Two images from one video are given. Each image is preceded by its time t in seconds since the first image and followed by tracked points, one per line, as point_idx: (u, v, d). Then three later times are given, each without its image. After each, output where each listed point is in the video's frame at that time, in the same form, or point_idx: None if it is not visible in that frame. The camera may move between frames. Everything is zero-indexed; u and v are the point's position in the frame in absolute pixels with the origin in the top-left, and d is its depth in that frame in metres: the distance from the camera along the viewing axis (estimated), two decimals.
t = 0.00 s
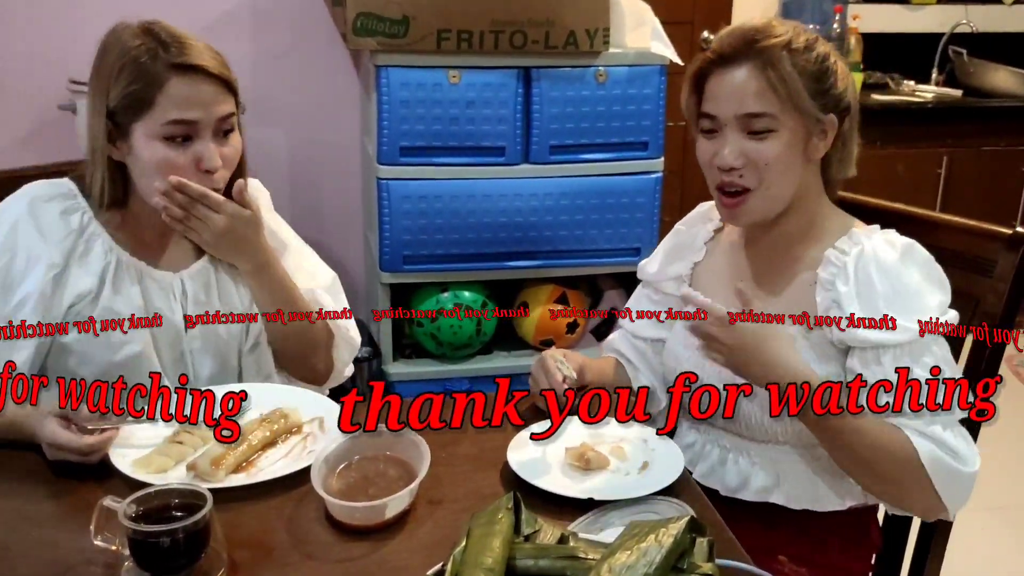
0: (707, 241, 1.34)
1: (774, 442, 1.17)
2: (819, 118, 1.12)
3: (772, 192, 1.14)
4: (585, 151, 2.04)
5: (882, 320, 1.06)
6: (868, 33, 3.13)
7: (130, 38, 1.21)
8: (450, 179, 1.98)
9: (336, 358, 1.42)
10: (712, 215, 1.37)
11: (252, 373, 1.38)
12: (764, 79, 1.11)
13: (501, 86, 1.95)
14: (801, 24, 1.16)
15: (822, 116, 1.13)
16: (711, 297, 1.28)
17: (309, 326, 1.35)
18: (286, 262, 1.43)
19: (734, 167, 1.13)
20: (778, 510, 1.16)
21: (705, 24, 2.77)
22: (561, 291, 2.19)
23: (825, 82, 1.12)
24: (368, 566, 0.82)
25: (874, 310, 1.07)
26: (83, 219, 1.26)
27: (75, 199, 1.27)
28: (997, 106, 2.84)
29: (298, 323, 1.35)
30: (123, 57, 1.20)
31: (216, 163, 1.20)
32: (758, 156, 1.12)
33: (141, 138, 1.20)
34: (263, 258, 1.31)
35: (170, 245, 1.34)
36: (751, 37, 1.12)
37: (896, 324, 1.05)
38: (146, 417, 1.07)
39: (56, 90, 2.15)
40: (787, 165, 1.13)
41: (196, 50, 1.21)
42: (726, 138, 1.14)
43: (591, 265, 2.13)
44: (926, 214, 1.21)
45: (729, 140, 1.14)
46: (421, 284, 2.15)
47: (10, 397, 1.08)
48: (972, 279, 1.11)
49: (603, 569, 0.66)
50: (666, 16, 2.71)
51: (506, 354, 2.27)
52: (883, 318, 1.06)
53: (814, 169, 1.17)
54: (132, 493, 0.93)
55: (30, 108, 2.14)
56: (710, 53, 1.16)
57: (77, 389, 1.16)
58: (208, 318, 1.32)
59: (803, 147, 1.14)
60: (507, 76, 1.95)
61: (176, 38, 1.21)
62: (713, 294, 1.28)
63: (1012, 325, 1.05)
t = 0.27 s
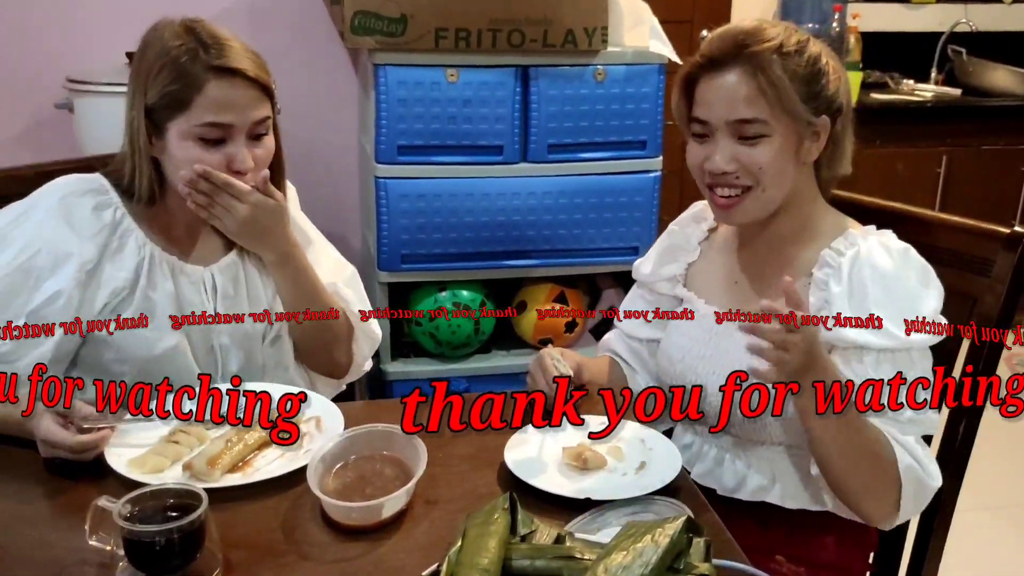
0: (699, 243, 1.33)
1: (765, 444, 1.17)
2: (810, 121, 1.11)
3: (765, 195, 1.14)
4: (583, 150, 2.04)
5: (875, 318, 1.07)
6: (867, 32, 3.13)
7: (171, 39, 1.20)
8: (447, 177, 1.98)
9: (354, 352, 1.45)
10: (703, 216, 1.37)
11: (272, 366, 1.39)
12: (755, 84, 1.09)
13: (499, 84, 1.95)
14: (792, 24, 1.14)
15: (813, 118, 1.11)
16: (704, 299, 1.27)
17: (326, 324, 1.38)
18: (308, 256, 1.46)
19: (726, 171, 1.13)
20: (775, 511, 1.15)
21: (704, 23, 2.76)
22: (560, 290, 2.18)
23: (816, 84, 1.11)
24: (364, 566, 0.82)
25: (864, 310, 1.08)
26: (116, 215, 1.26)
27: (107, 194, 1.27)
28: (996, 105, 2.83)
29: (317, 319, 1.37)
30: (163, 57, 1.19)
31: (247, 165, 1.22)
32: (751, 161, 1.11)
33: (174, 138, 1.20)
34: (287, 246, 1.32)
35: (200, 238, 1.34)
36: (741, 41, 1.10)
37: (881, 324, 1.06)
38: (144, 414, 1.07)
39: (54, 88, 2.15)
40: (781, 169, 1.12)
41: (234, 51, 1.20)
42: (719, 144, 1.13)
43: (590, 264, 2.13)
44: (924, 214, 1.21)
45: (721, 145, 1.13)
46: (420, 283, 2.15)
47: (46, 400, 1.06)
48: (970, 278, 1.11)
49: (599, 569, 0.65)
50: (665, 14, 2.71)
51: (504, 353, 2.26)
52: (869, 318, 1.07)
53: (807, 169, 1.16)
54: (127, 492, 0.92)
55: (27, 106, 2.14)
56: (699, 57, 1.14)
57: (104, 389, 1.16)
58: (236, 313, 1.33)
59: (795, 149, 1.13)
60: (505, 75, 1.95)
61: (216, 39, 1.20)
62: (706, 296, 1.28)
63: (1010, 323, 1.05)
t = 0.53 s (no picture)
0: (704, 243, 1.33)
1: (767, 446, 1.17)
2: (819, 126, 1.11)
3: (772, 203, 1.13)
4: (583, 150, 2.04)
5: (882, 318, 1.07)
6: (866, 33, 3.13)
7: (162, 35, 1.20)
8: (448, 178, 1.98)
9: (353, 341, 1.44)
10: (705, 217, 1.37)
11: (269, 359, 1.40)
12: (761, 93, 1.08)
13: (498, 84, 1.95)
14: (794, 32, 1.14)
15: (820, 125, 1.11)
16: (709, 300, 1.27)
17: (314, 324, 1.37)
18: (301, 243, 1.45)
19: (735, 180, 1.12)
20: (775, 511, 1.15)
21: (703, 23, 2.77)
22: (559, 290, 2.19)
23: (821, 91, 1.11)
24: (365, 565, 0.82)
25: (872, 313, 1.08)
26: (103, 216, 1.26)
27: (92, 195, 1.26)
28: (994, 105, 2.84)
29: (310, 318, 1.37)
30: (154, 52, 1.19)
31: (237, 163, 1.21)
32: (760, 170, 1.10)
33: (165, 135, 1.19)
34: (288, 236, 1.33)
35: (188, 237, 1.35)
36: (744, 51, 1.10)
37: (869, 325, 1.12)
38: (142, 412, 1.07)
39: (53, 87, 2.14)
40: (788, 177, 1.11)
41: (225, 49, 1.20)
42: (724, 154, 1.12)
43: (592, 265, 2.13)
44: (923, 215, 1.21)
45: (728, 156, 1.12)
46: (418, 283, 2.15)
47: (80, 404, 1.08)
48: (969, 279, 1.11)
49: (600, 569, 0.65)
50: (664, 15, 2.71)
51: (503, 353, 2.26)
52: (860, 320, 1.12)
53: (814, 177, 1.16)
54: (128, 492, 0.92)
55: (26, 104, 2.14)
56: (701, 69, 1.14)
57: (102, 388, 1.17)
58: (230, 308, 1.35)
59: (803, 157, 1.12)
60: (505, 75, 1.95)
61: (205, 35, 1.20)
62: (711, 296, 1.27)
63: (1009, 323, 1.05)
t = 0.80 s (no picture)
0: (707, 249, 1.33)
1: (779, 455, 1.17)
2: (821, 139, 1.09)
3: (775, 216, 1.11)
4: (582, 150, 2.04)
5: (886, 318, 1.06)
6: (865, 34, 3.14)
7: (132, 35, 1.20)
8: (447, 178, 1.98)
9: (317, 358, 1.45)
10: (706, 221, 1.37)
11: (234, 371, 1.41)
12: (763, 107, 1.06)
13: (498, 84, 1.95)
14: (801, 37, 1.11)
15: (824, 137, 1.09)
16: (714, 304, 1.27)
17: (298, 325, 1.39)
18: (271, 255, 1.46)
19: (736, 194, 1.10)
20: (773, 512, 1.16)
21: (703, 24, 2.77)
22: (558, 290, 2.19)
23: (826, 102, 1.08)
24: (364, 564, 0.82)
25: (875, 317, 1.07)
26: (63, 223, 1.25)
27: (52, 201, 1.25)
28: (994, 107, 2.84)
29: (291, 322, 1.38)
30: (123, 54, 1.19)
31: (206, 167, 1.21)
32: (762, 185, 1.09)
33: (132, 139, 1.19)
34: (258, 249, 1.32)
35: (155, 241, 1.34)
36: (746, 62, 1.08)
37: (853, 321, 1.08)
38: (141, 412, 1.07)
39: (52, 86, 2.14)
40: (791, 190, 1.10)
41: (196, 52, 1.20)
42: (727, 166, 1.10)
43: (592, 265, 2.13)
44: (921, 216, 1.21)
45: (730, 169, 1.10)
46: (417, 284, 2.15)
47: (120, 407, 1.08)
48: (968, 281, 1.11)
49: (599, 569, 0.66)
50: (663, 15, 2.71)
51: (501, 354, 2.26)
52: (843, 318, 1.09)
53: (820, 186, 1.14)
54: (127, 491, 0.92)
55: (25, 103, 2.14)
56: (704, 79, 1.12)
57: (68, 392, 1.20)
58: (195, 317, 1.35)
59: (807, 170, 1.10)
60: (505, 75, 1.95)
61: (176, 37, 1.21)
62: (716, 300, 1.27)
63: (1008, 322, 1.06)
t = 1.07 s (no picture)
0: (706, 250, 1.33)
1: (786, 462, 1.17)
2: (819, 152, 1.06)
3: (769, 229, 1.08)
4: (578, 149, 2.04)
5: (889, 322, 1.05)
6: (860, 33, 3.15)
7: (97, 28, 1.22)
8: (442, 178, 1.98)
9: (297, 354, 1.42)
10: (703, 224, 1.36)
11: (213, 370, 1.39)
12: (759, 119, 1.03)
13: (494, 83, 1.95)
14: (802, 45, 1.08)
15: (821, 149, 1.06)
16: (714, 307, 1.26)
17: (282, 326, 1.37)
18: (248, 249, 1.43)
19: (730, 207, 1.07)
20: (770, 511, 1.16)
21: (699, 23, 2.78)
22: (554, 289, 2.19)
23: (824, 114, 1.05)
24: (361, 564, 0.82)
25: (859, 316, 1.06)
26: (29, 222, 1.27)
27: (19, 201, 1.27)
28: (989, 107, 2.85)
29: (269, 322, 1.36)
30: (88, 46, 1.20)
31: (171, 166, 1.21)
32: (756, 198, 1.06)
33: (93, 134, 1.19)
34: (227, 240, 1.31)
35: (128, 238, 1.34)
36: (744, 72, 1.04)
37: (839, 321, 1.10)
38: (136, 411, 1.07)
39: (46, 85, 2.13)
40: (787, 203, 1.07)
41: (164, 48, 1.21)
42: (721, 178, 1.07)
43: (588, 263, 2.13)
44: (918, 216, 1.21)
45: (724, 181, 1.06)
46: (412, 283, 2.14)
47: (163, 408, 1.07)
48: (964, 280, 1.12)
49: (596, 568, 0.65)
50: (659, 14, 2.72)
51: (497, 352, 2.26)
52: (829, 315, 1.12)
53: (819, 198, 1.11)
54: (121, 490, 0.92)
55: (19, 102, 2.13)
56: (701, 87, 1.09)
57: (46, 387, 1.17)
58: (170, 315, 1.35)
59: (804, 182, 1.07)
60: (500, 74, 1.95)
61: (144, 33, 1.22)
62: (716, 304, 1.26)
63: (1006, 319, 1.06)
